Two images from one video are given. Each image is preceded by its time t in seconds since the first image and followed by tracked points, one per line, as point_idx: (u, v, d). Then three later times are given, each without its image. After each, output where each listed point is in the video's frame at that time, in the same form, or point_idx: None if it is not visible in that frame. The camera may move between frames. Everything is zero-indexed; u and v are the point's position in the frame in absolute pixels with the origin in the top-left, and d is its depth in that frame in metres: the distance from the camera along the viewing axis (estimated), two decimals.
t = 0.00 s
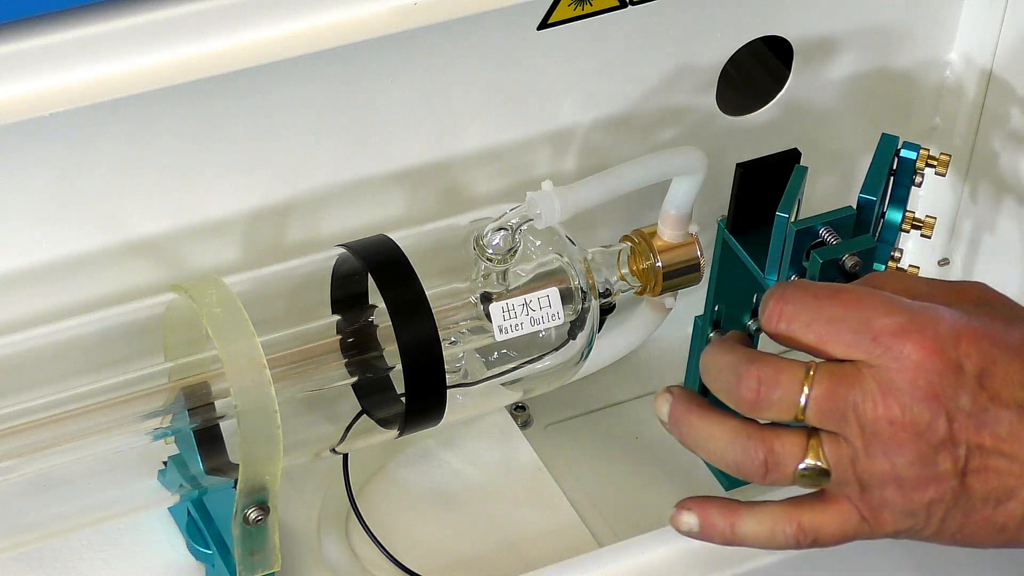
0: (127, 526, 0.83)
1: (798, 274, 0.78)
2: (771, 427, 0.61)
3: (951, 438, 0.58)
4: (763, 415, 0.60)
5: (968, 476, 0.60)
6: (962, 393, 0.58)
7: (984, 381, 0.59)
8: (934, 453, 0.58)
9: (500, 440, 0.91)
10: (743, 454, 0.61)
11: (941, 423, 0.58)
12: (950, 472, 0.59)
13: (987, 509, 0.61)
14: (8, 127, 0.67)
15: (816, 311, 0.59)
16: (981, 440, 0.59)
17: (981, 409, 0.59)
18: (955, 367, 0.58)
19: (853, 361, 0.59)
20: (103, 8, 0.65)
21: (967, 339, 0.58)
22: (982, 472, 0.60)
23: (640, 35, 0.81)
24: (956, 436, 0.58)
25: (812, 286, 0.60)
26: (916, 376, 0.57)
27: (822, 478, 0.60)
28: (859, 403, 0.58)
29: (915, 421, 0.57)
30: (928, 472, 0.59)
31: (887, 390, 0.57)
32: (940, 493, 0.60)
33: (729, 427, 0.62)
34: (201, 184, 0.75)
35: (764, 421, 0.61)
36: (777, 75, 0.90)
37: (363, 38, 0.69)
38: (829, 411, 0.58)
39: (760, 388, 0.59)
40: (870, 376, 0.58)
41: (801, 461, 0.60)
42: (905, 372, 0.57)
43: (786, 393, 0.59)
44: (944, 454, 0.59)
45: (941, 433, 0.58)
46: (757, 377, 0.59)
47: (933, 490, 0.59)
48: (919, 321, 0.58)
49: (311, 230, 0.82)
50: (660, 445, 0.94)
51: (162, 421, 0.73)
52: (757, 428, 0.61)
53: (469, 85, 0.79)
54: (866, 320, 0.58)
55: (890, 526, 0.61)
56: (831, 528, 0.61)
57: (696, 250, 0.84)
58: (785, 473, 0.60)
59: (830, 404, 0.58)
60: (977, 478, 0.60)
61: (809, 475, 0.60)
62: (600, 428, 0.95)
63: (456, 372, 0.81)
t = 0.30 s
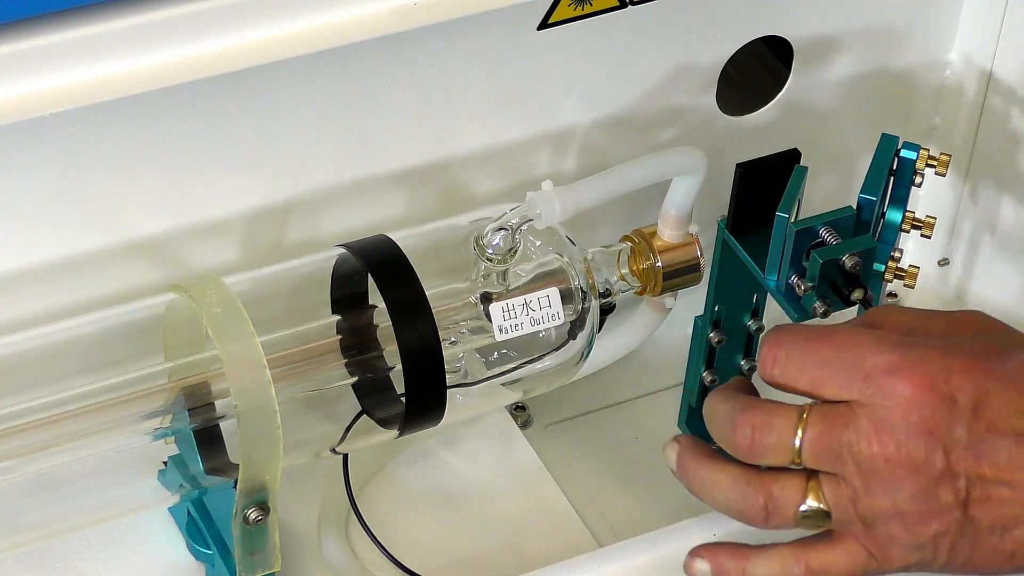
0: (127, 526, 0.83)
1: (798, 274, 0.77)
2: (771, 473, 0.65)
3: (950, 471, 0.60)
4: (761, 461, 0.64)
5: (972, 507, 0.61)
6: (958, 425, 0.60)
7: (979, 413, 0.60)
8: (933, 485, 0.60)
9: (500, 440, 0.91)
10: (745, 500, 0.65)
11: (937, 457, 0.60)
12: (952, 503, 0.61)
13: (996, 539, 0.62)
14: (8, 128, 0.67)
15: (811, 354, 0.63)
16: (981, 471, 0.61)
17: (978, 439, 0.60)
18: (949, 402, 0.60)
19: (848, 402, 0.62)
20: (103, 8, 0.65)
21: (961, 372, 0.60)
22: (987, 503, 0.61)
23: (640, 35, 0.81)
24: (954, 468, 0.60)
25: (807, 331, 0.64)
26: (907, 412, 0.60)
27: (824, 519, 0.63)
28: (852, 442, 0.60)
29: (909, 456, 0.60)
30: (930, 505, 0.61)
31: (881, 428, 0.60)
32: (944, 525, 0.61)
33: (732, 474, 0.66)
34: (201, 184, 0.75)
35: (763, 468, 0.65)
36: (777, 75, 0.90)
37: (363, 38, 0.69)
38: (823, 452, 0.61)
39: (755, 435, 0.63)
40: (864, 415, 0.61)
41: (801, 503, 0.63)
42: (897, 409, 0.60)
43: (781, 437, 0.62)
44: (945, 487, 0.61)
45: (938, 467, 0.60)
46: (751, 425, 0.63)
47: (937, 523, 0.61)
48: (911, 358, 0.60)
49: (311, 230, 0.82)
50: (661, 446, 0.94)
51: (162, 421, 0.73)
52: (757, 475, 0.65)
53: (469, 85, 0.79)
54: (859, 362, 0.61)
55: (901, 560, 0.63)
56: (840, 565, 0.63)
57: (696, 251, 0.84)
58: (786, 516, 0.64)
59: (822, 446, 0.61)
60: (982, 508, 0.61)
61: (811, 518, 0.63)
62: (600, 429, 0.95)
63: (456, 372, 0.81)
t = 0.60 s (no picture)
0: (128, 526, 0.83)
1: (798, 274, 0.77)
2: (752, 481, 0.66)
3: (927, 478, 0.61)
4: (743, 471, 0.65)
5: (951, 511, 0.62)
6: (933, 434, 0.61)
7: (954, 421, 0.61)
8: (912, 493, 0.61)
9: (500, 440, 0.91)
10: (729, 508, 0.66)
11: (914, 466, 0.61)
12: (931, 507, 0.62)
13: (975, 538, 0.64)
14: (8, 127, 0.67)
15: (789, 366, 0.64)
16: (959, 477, 0.62)
17: (955, 447, 0.61)
18: (924, 412, 0.60)
19: (826, 413, 0.63)
20: (103, 8, 0.65)
21: (934, 382, 0.61)
22: (966, 507, 0.62)
23: (640, 35, 0.81)
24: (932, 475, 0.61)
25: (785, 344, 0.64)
26: (884, 425, 0.60)
27: (806, 525, 0.64)
28: (830, 454, 0.61)
29: (887, 466, 0.61)
30: (910, 512, 0.62)
31: (858, 439, 0.61)
32: (924, 529, 0.62)
33: (717, 483, 0.67)
34: (202, 184, 0.75)
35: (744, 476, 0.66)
36: (776, 74, 0.90)
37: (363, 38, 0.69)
38: (802, 462, 0.62)
39: (735, 447, 0.65)
40: (842, 427, 0.61)
41: (783, 510, 0.64)
42: (874, 422, 0.61)
43: (760, 449, 0.63)
44: (924, 494, 0.62)
45: (915, 476, 0.61)
46: (730, 437, 0.65)
47: (917, 526, 0.62)
48: (886, 372, 0.61)
49: (312, 230, 0.82)
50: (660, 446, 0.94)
51: (162, 421, 0.73)
52: (738, 483, 0.66)
53: (469, 85, 0.78)
54: (835, 375, 0.62)
55: (884, 563, 0.64)
56: (823, 567, 0.65)
57: (696, 251, 0.84)
58: (769, 523, 0.65)
59: (801, 458, 0.62)
60: (961, 512, 0.62)
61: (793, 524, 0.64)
62: (600, 429, 0.95)
63: (456, 372, 0.81)
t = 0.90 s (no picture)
0: (128, 526, 0.82)
1: (798, 274, 0.77)
2: (754, 429, 0.67)
3: (921, 441, 0.61)
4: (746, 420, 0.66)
5: (945, 473, 0.63)
6: (929, 399, 0.61)
7: (951, 386, 0.61)
8: (906, 454, 0.62)
9: (500, 440, 0.91)
10: (731, 454, 0.68)
11: (909, 428, 0.61)
12: (925, 470, 0.62)
13: (970, 501, 0.64)
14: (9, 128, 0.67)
15: (797, 321, 0.64)
16: (952, 440, 0.62)
17: (952, 410, 0.61)
18: (921, 376, 0.60)
19: (829, 371, 0.63)
20: (103, 8, 0.65)
21: (934, 346, 0.61)
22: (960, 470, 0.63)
23: (640, 35, 0.81)
24: (927, 439, 0.62)
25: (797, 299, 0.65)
26: (881, 386, 0.61)
27: (803, 477, 0.65)
28: (826, 411, 0.62)
29: (881, 427, 0.61)
30: (903, 472, 0.62)
31: (856, 399, 0.61)
32: (918, 490, 0.63)
33: (726, 430, 0.69)
34: (202, 184, 0.75)
35: (748, 424, 0.67)
36: (776, 74, 0.90)
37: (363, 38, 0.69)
38: (800, 416, 0.63)
39: (737, 395, 0.66)
40: (842, 385, 0.62)
41: (782, 460, 0.65)
42: (872, 382, 0.61)
43: (761, 398, 0.65)
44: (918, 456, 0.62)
45: (909, 438, 0.61)
46: (735, 385, 0.66)
47: (911, 487, 0.63)
48: (887, 334, 0.61)
49: (311, 230, 0.82)
50: (661, 446, 0.94)
51: (162, 420, 0.73)
52: (741, 430, 0.67)
53: (469, 85, 0.78)
54: (839, 334, 0.62)
55: (877, 520, 0.65)
56: (818, 520, 0.65)
57: (696, 251, 0.84)
58: (767, 473, 0.66)
59: (798, 410, 0.63)
60: (954, 474, 0.63)
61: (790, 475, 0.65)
62: (600, 429, 0.95)
63: (456, 372, 0.81)
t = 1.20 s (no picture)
0: (128, 526, 0.83)
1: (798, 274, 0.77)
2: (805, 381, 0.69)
3: (972, 415, 0.64)
4: (796, 374, 0.68)
5: (988, 448, 0.65)
6: (990, 377, 0.62)
7: (1015, 367, 0.62)
8: (955, 428, 0.64)
9: (500, 440, 0.91)
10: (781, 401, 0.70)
11: (964, 403, 0.63)
12: (970, 443, 0.65)
13: (1012, 478, 0.66)
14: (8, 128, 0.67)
15: (856, 296, 0.63)
16: (1003, 418, 0.64)
17: (1009, 392, 0.63)
18: (986, 354, 0.62)
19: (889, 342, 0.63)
20: (103, 8, 0.65)
21: (1003, 324, 0.62)
22: (1005, 447, 0.65)
23: (640, 35, 0.81)
24: (977, 415, 0.64)
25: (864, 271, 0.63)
26: (945, 362, 0.62)
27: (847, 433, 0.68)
28: (885, 379, 0.63)
29: (939, 400, 0.63)
30: (950, 443, 0.65)
31: (916, 372, 0.62)
32: (963, 462, 0.66)
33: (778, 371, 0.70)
34: (202, 184, 0.75)
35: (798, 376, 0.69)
36: (776, 74, 0.90)
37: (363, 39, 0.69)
38: (853, 381, 0.65)
39: (792, 350, 0.67)
40: (904, 357, 0.63)
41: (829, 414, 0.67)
42: (938, 357, 0.62)
43: (816, 358, 0.66)
44: (966, 429, 0.64)
45: (963, 413, 0.63)
46: (790, 338, 0.67)
47: (955, 459, 0.65)
48: (957, 312, 0.61)
49: (311, 230, 0.82)
50: (661, 446, 0.94)
51: (162, 421, 0.73)
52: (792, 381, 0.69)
53: (469, 85, 0.78)
54: (906, 310, 0.62)
55: (914, 484, 0.68)
56: (855, 471, 0.68)
57: (696, 250, 0.84)
58: (810, 423, 0.68)
59: (851, 374, 0.64)
60: (999, 449, 0.65)
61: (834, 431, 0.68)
62: (600, 429, 0.95)
63: (456, 372, 0.81)
